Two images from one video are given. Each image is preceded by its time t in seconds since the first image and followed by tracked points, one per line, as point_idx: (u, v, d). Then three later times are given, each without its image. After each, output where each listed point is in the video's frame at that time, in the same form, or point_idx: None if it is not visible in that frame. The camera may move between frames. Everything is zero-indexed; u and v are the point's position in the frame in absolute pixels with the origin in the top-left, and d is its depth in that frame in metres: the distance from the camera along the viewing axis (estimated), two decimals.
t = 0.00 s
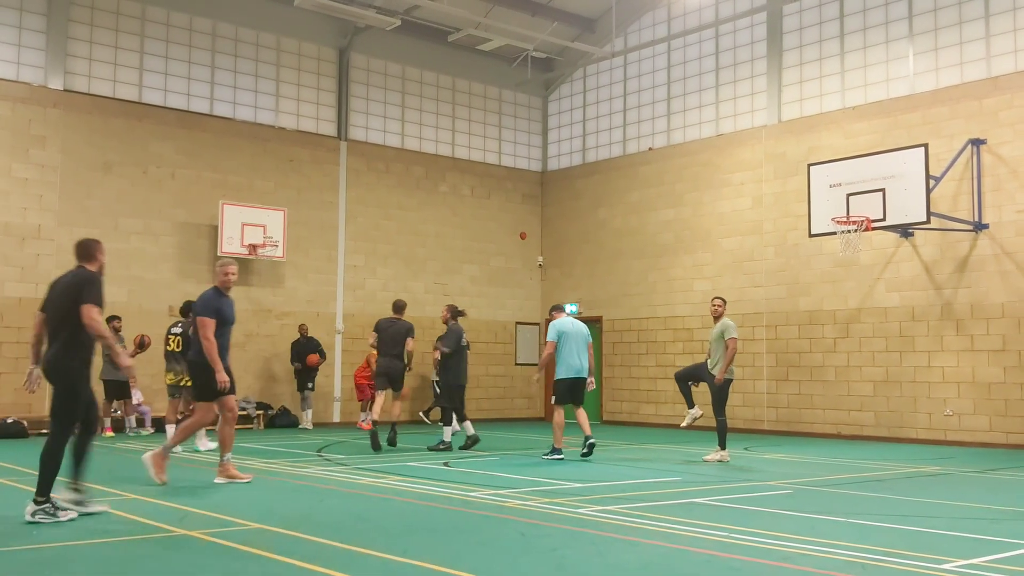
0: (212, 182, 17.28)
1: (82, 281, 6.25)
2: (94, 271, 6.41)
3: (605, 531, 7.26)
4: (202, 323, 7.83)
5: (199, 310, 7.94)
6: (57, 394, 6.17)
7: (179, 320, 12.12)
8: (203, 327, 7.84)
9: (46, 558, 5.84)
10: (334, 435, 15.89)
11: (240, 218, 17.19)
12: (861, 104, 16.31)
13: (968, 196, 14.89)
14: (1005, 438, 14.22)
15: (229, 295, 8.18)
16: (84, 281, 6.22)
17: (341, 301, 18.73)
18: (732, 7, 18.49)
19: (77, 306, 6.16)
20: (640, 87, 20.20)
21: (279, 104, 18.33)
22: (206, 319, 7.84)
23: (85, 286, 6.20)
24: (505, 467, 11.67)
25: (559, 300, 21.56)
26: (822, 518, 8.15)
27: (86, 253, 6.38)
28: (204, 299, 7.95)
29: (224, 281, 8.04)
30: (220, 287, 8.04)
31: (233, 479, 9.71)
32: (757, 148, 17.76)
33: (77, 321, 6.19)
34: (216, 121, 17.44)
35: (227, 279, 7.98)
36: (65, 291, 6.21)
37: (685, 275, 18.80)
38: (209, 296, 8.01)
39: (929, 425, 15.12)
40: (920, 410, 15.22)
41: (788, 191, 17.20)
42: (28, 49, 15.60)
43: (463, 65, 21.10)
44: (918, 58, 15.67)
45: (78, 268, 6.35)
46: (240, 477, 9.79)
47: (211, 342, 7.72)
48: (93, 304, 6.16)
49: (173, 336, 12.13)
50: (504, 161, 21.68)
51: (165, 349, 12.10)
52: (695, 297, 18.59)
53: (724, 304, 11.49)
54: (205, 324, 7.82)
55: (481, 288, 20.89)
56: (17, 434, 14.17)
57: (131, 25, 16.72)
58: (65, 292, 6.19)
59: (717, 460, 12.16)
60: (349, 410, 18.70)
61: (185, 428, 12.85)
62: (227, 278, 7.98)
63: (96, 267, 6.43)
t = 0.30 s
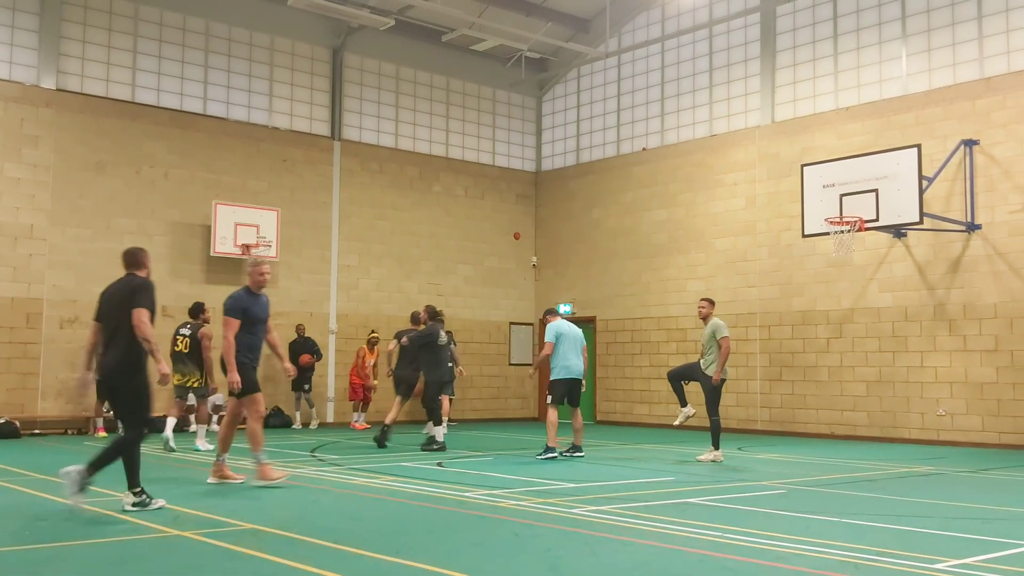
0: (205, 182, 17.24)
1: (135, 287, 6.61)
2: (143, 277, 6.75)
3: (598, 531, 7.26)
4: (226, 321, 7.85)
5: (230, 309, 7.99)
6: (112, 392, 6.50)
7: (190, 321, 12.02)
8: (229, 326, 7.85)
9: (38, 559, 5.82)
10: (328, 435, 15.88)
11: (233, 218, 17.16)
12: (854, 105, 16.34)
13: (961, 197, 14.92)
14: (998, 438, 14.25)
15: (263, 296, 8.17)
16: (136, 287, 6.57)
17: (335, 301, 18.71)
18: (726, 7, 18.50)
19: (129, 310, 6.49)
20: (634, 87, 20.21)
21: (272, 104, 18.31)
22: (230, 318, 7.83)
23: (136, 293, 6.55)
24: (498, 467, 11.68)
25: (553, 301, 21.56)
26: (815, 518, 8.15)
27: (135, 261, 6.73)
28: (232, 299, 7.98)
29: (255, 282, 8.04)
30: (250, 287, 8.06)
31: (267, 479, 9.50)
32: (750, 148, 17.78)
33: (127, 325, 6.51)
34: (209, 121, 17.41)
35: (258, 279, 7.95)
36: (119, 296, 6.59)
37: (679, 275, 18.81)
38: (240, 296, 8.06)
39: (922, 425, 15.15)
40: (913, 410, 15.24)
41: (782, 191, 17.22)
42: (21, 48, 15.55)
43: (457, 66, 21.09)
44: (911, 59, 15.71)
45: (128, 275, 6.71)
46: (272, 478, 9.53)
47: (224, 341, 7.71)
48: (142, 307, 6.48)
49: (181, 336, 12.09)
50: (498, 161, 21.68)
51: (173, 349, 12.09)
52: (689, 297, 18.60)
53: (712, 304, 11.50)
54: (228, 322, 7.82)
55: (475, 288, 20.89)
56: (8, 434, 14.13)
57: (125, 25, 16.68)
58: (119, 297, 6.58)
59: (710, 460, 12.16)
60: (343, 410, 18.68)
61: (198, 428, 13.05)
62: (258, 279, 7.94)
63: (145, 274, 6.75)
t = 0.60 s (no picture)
0: (197, 182, 17.20)
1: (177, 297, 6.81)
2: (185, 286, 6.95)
3: (590, 530, 7.26)
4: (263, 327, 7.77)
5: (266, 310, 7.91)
6: (155, 394, 6.79)
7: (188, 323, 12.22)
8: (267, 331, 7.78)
9: (29, 559, 5.81)
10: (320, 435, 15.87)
11: (225, 217, 17.13)
12: (846, 105, 16.38)
13: (952, 197, 14.96)
14: (988, 438, 14.31)
15: (296, 296, 8.07)
16: (178, 296, 6.76)
17: (327, 301, 18.69)
18: (718, 8, 18.52)
19: (170, 319, 6.70)
20: (626, 87, 20.23)
21: (264, 103, 18.26)
22: (267, 321, 7.75)
23: (178, 302, 6.72)
24: (490, 467, 11.68)
25: (545, 301, 21.56)
26: (807, 518, 8.16)
27: (176, 269, 6.93)
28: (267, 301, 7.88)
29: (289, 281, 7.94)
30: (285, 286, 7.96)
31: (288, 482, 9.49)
32: (742, 148, 17.80)
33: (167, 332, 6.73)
34: (201, 121, 17.37)
35: (295, 279, 7.86)
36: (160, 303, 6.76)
37: (671, 275, 18.83)
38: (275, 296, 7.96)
39: (913, 425, 15.19)
40: (904, 410, 15.29)
41: (773, 191, 17.26)
42: (11, 47, 15.49)
43: (449, 65, 21.08)
44: (903, 59, 15.75)
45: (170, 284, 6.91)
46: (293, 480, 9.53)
47: (264, 345, 7.64)
48: (185, 318, 6.69)
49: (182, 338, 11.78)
50: (491, 161, 21.67)
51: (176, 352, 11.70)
52: (681, 297, 18.62)
53: (699, 303, 11.50)
54: (264, 327, 7.73)
55: (467, 288, 20.88)
56: None
57: (116, 24, 16.63)
58: (160, 305, 6.75)
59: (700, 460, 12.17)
60: (335, 410, 18.66)
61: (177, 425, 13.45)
62: (292, 279, 7.86)
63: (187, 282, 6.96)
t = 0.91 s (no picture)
0: (187, 181, 17.16)
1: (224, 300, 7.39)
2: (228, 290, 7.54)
3: (582, 530, 7.26)
4: (309, 324, 7.74)
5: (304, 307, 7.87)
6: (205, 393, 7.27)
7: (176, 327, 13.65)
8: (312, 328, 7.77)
9: (18, 559, 5.78)
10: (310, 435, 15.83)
11: (216, 216, 17.06)
12: (836, 106, 16.43)
13: (942, 197, 15.02)
14: (977, 437, 14.37)
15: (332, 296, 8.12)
16: (227, 299, 7.35)
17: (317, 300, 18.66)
18: (709, 8, 18.54)
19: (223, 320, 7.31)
20: (618, 87, 20.25)
21: (254, 102, 18.21)
22: (314, 319, 7.74)
23: (228, 303, 7.33)
24: (481, 467, 11.66)
25: (537, 300, 21.56)
26: (798, 517, 8.18)
27: (221, 275, 7.51)
28: (307, 298, 7.85)
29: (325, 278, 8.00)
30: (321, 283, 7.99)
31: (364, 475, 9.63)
32: (733, 148, 17.84)
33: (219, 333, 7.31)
34: (191, 120, 17.32)
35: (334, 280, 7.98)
36: (208, 304, 7.33)
37: (662, 275, 18.85)
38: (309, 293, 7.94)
39: (903, 425, 15.24)
40: (894, 409, 15.34)
41: (764, 192, 17.30)
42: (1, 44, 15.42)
43: (440, 65, 21.06)
44: (893, 60, 15.80)
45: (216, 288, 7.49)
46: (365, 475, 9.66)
47: (321, 341, 7.61)
48: (235, 319, 7.30)
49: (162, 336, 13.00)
50: (482, 161, 21.66)
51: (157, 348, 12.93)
52: (671, 297, 18.65)
53: (685, 304, 11.49)
54: (312, 325, 7.72)
55: (459, 288, 20.87)
56: None
57: (106, 22, 16.58)
58: (209, 308, 7.32)
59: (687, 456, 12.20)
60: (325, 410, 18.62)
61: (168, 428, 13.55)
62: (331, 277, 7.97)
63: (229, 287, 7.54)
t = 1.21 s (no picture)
0: (175, 180, 17.10)
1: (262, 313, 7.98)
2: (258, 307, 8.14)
3: (571, 530, 7.26)
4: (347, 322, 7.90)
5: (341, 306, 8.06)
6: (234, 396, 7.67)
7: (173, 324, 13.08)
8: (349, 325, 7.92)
9: (3, 560, 5.75)
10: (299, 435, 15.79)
11: (204, 215, 16.96)
12: (824, 106, 16.49)
13: (929, 197, 15.09)
14: (964, 436, 14.44)
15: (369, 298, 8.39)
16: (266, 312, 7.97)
17: (306, 300, 18.62)
18: (698, 8, 18.56)
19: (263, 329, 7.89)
20: (607, 87, 20.26)
21: (243, 101, 18.16)
22: (352, 315, 7.89)
23: (266, 314, 7.95)
24: (470, 467, 11.65)
25: (526, 300, 21.56)
26: (785, 516, 8.21)
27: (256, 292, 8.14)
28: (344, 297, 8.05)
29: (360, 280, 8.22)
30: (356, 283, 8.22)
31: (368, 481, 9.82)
32: (722, 148, 17.87)
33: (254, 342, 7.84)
34: (179, 119, 17.27)
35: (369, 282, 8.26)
36: (245, 316, 7.89)
37: (651, 275, 18.88)
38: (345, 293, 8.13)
39: (890, 424, 15.30)
40: (881, 409, 15.40)
41: (753, 191, 17.35)
42: None
43: (430, 65, 21.05)
44: (880, 61, 15.86)
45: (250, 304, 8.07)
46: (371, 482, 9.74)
47: (361, 336, 7.79)
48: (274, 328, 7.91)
49: (166, 338, 13.19)
50: (472, 160, 21.65)
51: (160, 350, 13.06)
52: (660, 297, 18.68)
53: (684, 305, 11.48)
54: (350, 322, 7.87)
55: (448, 287, 20.86)
56: None
57: (94, 20, 16.51)
58: (248, 319, 7.88)
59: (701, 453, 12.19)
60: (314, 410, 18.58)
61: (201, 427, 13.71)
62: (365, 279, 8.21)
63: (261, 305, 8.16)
